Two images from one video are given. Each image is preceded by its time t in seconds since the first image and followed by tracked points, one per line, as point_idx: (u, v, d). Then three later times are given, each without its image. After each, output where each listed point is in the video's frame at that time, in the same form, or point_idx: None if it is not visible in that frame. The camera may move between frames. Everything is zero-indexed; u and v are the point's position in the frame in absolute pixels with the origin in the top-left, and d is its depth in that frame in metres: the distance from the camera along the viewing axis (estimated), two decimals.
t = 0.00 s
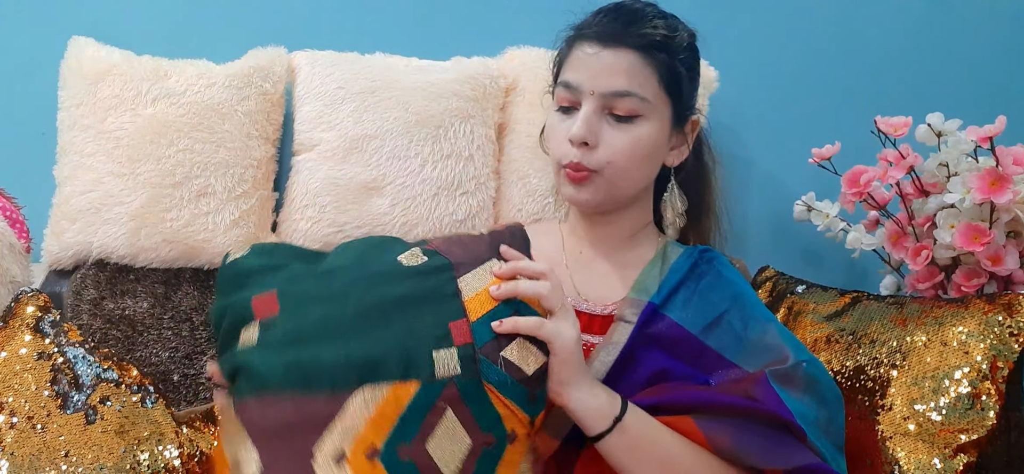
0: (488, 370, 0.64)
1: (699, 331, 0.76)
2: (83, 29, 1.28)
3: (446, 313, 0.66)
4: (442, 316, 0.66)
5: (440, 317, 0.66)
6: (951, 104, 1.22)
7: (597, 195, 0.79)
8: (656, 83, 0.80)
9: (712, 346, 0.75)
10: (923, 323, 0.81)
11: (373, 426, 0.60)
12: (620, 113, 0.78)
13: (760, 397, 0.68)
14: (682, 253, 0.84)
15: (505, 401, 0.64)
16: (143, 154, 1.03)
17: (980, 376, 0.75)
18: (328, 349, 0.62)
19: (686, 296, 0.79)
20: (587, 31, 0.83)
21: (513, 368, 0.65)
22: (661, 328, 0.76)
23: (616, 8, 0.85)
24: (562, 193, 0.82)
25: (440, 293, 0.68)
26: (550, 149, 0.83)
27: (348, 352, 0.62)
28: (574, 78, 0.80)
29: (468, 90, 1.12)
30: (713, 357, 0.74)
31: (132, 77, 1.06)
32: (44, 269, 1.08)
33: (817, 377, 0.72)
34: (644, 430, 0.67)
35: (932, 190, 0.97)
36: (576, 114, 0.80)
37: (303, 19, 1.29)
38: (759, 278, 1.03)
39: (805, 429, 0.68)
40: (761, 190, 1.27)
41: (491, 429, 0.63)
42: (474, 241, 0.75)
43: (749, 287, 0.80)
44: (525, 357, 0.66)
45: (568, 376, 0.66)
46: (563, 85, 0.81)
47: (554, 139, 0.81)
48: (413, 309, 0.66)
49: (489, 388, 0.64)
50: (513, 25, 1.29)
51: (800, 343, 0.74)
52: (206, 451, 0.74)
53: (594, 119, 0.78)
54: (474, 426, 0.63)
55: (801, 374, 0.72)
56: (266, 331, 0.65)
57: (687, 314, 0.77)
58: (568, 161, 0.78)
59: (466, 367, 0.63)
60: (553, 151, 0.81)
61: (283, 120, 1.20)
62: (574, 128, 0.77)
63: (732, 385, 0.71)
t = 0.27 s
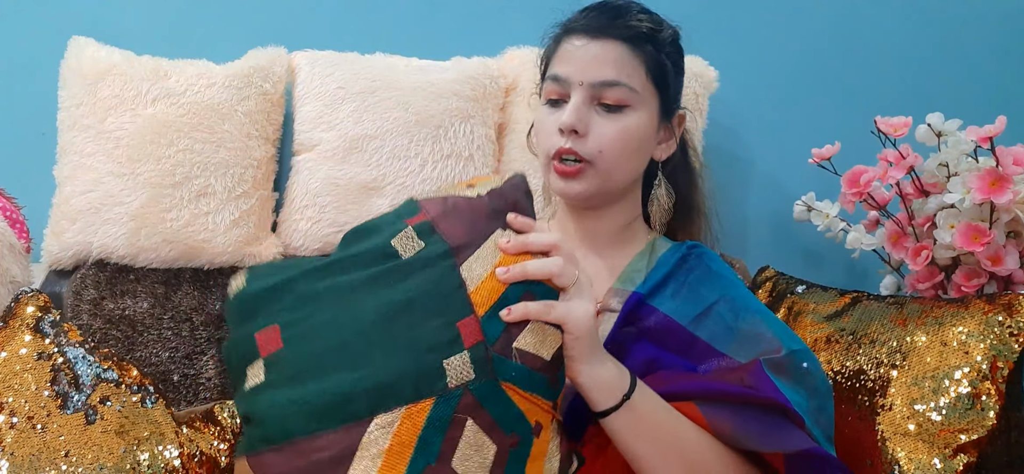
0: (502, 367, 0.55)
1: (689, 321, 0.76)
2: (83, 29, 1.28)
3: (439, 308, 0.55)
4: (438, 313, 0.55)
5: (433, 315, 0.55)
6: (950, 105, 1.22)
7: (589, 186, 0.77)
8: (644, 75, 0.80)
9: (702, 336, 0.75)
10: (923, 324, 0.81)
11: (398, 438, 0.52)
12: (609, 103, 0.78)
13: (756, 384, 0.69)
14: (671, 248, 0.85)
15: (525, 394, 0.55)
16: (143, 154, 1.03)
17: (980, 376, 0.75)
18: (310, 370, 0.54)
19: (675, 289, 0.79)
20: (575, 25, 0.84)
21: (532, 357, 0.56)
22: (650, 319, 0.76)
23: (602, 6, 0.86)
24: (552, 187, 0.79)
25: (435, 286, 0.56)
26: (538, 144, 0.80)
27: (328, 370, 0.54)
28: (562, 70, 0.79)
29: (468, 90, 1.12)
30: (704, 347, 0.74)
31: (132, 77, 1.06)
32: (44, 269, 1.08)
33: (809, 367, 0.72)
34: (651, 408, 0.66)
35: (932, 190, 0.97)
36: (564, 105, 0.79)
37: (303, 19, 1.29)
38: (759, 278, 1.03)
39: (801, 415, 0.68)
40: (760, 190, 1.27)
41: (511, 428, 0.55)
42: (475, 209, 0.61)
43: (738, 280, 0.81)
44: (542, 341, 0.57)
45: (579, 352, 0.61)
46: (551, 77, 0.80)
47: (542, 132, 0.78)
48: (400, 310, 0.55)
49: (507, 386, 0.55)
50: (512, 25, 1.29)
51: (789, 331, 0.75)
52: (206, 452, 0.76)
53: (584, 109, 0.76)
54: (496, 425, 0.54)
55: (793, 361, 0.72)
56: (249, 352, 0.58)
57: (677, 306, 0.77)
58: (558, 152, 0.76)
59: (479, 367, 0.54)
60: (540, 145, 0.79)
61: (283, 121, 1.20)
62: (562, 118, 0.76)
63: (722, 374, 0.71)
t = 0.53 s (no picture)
0: (512, 353, 0.53)
1: (679, 315, 0.73)
2: (83, 29, 1.28)
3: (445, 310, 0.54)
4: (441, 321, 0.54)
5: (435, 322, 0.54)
6: (951, 104, 1.22)
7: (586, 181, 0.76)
8: (640, 71, 0.80)
9: (692, 330, 0.72)
10: (923, 323, 0.81)
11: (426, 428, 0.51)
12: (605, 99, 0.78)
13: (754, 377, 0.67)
14: (660, 245, 0.83)
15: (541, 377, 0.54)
16: (143, 154, 1.03)
17: (980, 376, 0.75)
18: (336, 387, 0.55)
19: (664, 285, 0.77)
20: (569, 23, 0.84)
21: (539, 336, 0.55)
22: (640, 314, 0.73)
23: (595, 5, 0.87)
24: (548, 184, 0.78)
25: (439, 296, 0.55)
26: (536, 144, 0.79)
27: (353, 387, 0.54)
28: (559, 67, 0.79)
29: (469, 90, 1.12)
30: (695, 341, 0.71)
31: (132, 76, 1.06)
32: (44, 269, 1.08)
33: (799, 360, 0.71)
34: (659, 401, 0.62)
35: (932, 190, 0.97)
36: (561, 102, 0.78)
37: (303, 20, 1.29)
38: (759, 278, 1.03)
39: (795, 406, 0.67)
40: (760, 190, 1.27)
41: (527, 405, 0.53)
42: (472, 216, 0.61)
43: (728, 276, 0.79)
44: (546, 323, 0.55)
45: (584, 341, 0.58)
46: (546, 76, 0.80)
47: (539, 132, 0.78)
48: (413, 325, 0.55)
49: (521, 373, 0.53)
50: (512, 25, 1.29)
51: (779, 325, 0.73)
52: (206, 452, 0.76)
53: (580, 106, 0.76)
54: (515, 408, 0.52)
55: (785, 356, 0.70)
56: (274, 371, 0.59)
57: (666, 301, 0.75)
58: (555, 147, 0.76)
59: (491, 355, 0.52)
60: (539, 145, 0.78)
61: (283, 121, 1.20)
62: (561, 113, 0.75)
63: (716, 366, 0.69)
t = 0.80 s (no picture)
0: (563, 324, 0.44)
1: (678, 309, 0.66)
2: (82, 29, 1.28)
3: (510, 261, 0.44)
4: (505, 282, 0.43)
5: (490, 271, 0.43)
6: (950, 105, 1.22)
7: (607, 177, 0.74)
8: (654, 73, 0.83)
9: (695, 325, 0.65)
10: (923, 323, 0.81)
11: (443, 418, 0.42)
12: (627, 92, 0.77)
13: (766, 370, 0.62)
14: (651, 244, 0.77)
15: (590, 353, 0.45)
16: (143, 154, 1.03)
17: (980, 376, 0.75)
18: (363, 341, 0.43)
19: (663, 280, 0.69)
20: (587, 18, 0.85)
21: (600, 315, 0.45)
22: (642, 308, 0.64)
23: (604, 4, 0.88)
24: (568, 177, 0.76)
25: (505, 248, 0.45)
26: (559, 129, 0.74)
27: (388, 341, 0.42)
28: (584, 59, 0.78)
29: (468, 90, 1.12)
30: (698, 335, 0.64)
31: (132, 77, 1.06)
32: (44, 269, 1.08)
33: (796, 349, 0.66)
34: (711, 404, 0.58)
35: (932, 190, 0.97)
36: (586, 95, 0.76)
37: (303, 19, 1.29)
38: (759, 278, 1.03)
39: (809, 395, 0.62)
40: (761, 191, 1.27)
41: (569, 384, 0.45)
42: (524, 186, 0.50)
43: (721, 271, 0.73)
44: (608, 301, 0.46)
45: (647, 336, 0.50)
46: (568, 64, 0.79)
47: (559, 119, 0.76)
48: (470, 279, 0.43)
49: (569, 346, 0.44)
50: (513, 25, 1.29)
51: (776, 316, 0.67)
52: (206, 452, 0.76)
53: (607, 98, 0.75)
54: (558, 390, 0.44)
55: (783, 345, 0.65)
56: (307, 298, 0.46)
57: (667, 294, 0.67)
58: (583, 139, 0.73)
59: (542, 322, 0.43)
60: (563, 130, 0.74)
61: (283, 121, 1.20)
62: (591, 105, 0.73)
63: (721, 365, 0.62)
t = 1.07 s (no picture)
0: (556, 355, 0.28)
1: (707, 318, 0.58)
2: (82, 29, 1.28)
3: (544, 243, 0.28)
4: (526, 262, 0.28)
5: (528, 258, 0.28)
6: (951, 105, 1.22)
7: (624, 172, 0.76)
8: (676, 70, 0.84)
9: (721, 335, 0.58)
10: (923, 323, 0.81)
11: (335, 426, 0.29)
12: (651, 90, 0.79)
13: (775, 381, 0.60)
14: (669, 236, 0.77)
15: (561, 399, 0.28)
16: (143, 154, 1.03)
17: (980, 376, 0.74)
18: (352, 178, 0.29)
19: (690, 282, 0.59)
20: (612, 8, 0.84)
21: (596, 374, 0.29)
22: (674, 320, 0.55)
23: None
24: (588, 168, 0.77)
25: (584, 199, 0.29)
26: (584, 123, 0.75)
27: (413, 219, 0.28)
28: (610, 51, 0.79)
29: (468, 90, 1.11)
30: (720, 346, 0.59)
31: (132, 77, 1.06)
32: (44, 269, 1.08)
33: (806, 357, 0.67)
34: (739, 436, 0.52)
35: (932, 190, 0.97)
36: (610, 86, 0.78)
37: (303, 19, 1.29)
38: (759, 277, 1.03)
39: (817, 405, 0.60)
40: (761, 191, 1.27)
41: (513, 435, 0.28)
42: (607, 154, 0.31)
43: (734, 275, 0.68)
44: (622, 358, 0.30)
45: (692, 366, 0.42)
46: (591, 59, 0.80)
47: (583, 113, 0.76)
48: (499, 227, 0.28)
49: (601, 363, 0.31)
50: (513, 24, 1.29)
51: (789, 324, 0.69)
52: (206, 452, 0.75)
53: (633, 92, 0.76)
54: (494, 434, 0.28)
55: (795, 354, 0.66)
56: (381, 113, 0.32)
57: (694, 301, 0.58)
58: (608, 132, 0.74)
59: (537, 333, 0.28)
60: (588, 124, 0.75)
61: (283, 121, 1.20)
62: (618, 99, 0.74)
63: (731, 370, 0.59)
